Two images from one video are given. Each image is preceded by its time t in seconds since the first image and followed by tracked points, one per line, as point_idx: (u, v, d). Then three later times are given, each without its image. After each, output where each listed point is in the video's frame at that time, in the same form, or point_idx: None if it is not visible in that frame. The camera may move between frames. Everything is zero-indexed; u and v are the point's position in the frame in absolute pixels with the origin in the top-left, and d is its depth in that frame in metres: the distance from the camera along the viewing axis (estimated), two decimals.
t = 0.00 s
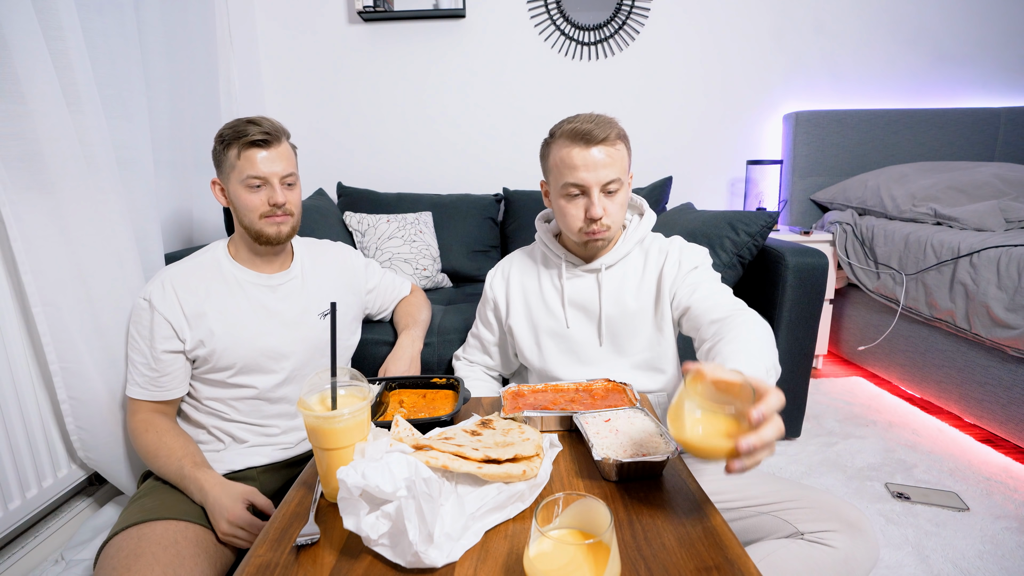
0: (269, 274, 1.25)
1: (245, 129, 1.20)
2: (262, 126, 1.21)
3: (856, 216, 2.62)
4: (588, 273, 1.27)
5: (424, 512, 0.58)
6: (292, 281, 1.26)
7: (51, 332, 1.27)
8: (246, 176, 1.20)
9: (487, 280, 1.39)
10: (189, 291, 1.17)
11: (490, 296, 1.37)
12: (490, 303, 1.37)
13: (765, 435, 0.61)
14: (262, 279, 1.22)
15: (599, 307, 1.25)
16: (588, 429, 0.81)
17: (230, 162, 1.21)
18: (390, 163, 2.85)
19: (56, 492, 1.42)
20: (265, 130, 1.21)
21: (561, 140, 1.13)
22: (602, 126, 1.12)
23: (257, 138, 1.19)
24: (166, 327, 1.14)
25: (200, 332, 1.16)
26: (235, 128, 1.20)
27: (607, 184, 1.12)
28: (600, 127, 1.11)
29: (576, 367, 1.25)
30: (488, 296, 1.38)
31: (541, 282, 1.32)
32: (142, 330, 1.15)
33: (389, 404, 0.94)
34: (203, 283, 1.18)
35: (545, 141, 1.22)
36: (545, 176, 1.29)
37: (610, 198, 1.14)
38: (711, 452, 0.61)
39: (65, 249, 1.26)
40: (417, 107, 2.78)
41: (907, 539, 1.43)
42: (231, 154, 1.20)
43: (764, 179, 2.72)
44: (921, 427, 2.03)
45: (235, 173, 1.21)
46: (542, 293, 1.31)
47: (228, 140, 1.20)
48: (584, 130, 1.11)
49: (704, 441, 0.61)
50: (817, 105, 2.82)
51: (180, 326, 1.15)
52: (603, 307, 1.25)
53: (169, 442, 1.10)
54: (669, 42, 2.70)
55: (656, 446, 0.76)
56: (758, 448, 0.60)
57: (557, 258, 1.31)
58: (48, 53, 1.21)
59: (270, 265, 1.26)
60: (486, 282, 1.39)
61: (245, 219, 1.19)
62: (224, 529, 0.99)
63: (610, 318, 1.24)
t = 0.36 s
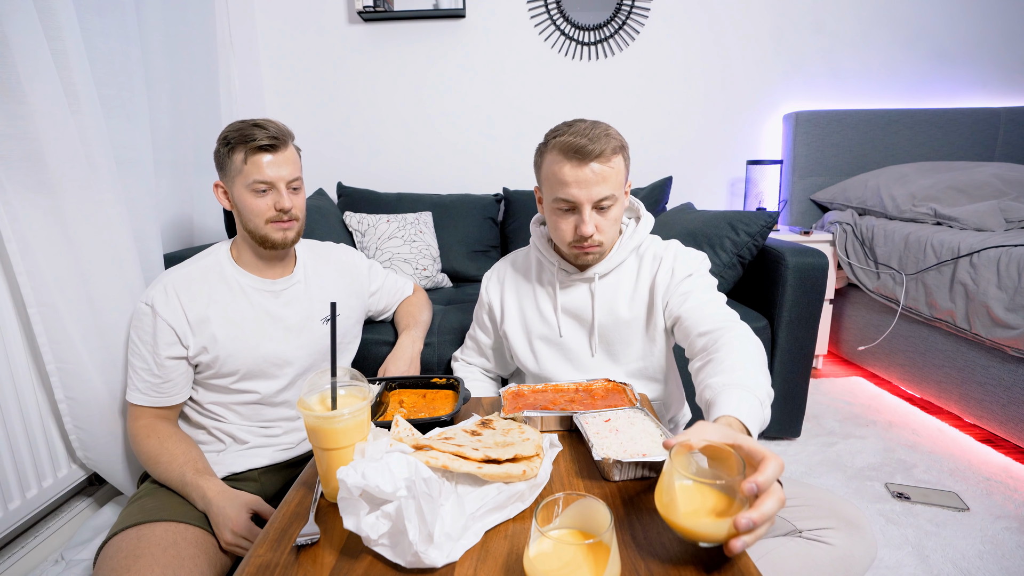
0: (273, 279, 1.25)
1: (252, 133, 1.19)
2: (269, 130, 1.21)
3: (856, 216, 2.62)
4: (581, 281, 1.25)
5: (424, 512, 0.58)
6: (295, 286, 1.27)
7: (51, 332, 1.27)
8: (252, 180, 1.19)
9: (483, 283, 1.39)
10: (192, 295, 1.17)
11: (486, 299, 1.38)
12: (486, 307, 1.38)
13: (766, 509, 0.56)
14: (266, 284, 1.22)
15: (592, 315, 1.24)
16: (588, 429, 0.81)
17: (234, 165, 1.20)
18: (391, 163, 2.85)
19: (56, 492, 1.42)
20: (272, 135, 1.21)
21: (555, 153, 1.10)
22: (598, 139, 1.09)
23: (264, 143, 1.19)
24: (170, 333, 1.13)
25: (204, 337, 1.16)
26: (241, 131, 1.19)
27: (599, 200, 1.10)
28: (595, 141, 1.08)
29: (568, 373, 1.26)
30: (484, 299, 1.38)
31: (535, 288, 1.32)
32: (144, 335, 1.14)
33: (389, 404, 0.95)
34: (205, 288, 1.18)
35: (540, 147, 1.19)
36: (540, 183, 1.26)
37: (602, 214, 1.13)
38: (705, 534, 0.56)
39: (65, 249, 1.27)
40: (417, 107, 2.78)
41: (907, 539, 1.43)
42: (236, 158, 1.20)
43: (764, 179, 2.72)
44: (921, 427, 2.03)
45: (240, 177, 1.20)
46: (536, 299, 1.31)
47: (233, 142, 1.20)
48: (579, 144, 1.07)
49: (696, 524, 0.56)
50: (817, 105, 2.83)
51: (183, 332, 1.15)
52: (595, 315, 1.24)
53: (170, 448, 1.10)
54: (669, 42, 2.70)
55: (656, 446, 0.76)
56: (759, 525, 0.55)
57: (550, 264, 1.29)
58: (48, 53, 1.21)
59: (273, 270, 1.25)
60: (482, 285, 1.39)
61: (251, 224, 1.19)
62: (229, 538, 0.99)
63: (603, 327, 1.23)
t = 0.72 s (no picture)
0: (270, 280, 1.24)
1: (247, 133, 1.19)
2: (264, 130, 1.21)
3: (856, 216, 2.62)
4: (580, 284, 1.25)
5: (424, 512, 0.58)
6: (293, 287, 1.26)
7: (51, 331, 1.27)
8: (248, 181, 1.19)
9: (482, 283, 1.39)
10: (189, 297, 1.16)
11: (486, 299, 1.38)
12: (485, 307, 1.38)
13: (767, 537, 0.55)
14: (262, 286, 1.22)
15: (591, 317, 1.24)
16: (588, 429, 0.81)
17: (230, 165, 1.20)
18: (391, 163, 2.85)
19: (56, 492, 1.42)
20: (268, 135, 1.20)
21: (554, 155, 1.10)
22: (597, 140, 1.09)
23: (259, 143, 1.19)
24: (167, 335, 1.13)
25: (201, 339, 1.16)
26: (237, 131, 1.19)
27: (598, 202, 1.10)
28: (595, 142, 1.08)
29: (567, 375, 1.26)
30: (484, 299, 1.38)
31: (534, 289, 1.31)
32: (141, 337, 1.14)
33: (389, 404, 0.94)
34: (202, 290, 1.18)
35: (540, 148, 1.19)
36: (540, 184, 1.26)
37: (600, 215, 1.13)
38: (707, 566, 0.54)
39: (65, 249, 1.26)
40: (417, 107, 2.78)
41: (907, 539, 1.43)
42: (232, 158, 1.19)
43: (764, 179, 2.72)
44: (921, 427, 2.03)
45: (237, 178, 1.20)
46: (535, 300, 1.30)
47: (229, 142, 1.19)
48: (578, 145, 1.07)
49: (697, 556, 0.54)
50: (816, 105, 2.83)
51: (180, 334, 1.15)
52: (594, 317, 1.24)
53: (169, 448, 1.10)
54: (669, 42, 2.70)
55: (655, 446, 0.76)
56: (761, 555, 0.54)
57: (549, 266, 1.28)
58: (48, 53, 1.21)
59: (270, 271, 1.25)
60: (482, 286, 1.40)
61: (247, 224, 1.19)
62: (229, 538, 0.98)
63: (601, 329, 1.23)
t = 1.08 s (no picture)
0: (267, 283, 1.24)
1: (245, 133, 1.19)
2: (262, 130, 1.21)
3: (856, 216, 2.62)
4: (581, 283, 1.25)
5: (424, 512, 0.58)
6: (291, 289, 1.26)
7: (51, 331, 1.27)
8: (247, 181, 1.19)
9: (483, 283, 1.39)
10: (186, 299, 1.16)
11: (486, 299, 1.38)
12: (486, 307, 1.38)
13: (762, 539, 0.55)
14: (260, 288, 1.22)
15: (591, 317, 1.24)
16: (588, 429, 0.81)
17: (228, 166, 1.20)
18: (391, 163, 2.85)
19: (56, 492, 1.42)
20: (266, 135, 1.21)
21: (552, 153, 1.10)
22: (596, 138, 1.09)
23: (258, 143, 1.19)
24: (164, 337, 1.14)
25: (198, 341, 1.16)
26: (234, 131, 1.19)
27: (597, 200, 1.10)
28: (593, 140, 1.08)
29: (567, 375, 1.26)
30: (484, 299, 1.38)
31: (535, 289, 1.31)
32: (138, 339, 1.14)
33: (389, 404, 0.95)
34: (200, 291, 1.18)
35: (540, 148, 1.19)
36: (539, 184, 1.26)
37: (600, 214, 1.12)
38: (704, 569, 0.54)
39: (64, 249, 1.26)
40: (417, 106, 2.78)
41: (907, 539, 1.43)
42: (230, 159, 1.19)
43: (764, 179, 2.72)
44: (921, 427, 2.03)
45: (235, 178, 1.20)
46: (536, 300, 1.30)
47: (226, 143, 1.19)
48: (576, 143, 1.07)
49: (692, 559, 0.54)
50: (816, 105, 2.83)
51: (178, 336, 1.15)
52: (595, 318, 1.24)
53: (167, 450, 1.10)
54: (669, 42, 2.70)
55: (655, 446, 0.76)
56: (757, 557, 0.54)
57: (550, 265, 1.28)
58: (48, 53, 1.21)
59: (270, 273, 1.25)
60: (482, 285, 1.39)
61: (247, 224, 1.18)
62: (229, 538, 0.98)
63: (602, 329, 1.23)
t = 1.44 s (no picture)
0: (268, 284, 1.24)
1: (249, 134, 1.19)
2: (266, 131, 1.20)
3: (856, 216, 2.62)
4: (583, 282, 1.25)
5: (424, 512, 0.58)
6: (291, 290, 1.26)
7: (51, 331, 1.27)
8: (251, 182, 1.19)
9: (486, 281, 1.39)
10: (186, 300, 1.16)
11: (488, 297, 1.38)
12: (488, 305, 1.37)
13: (762, 539, 0.55)
14: (261, 289, 1.22)
15: (593, 316, 1.24)
16: (588, 429, 0.81)
17: (232, 166, 1.20)
18: (391, 163, 2.85)
19: (56, 492, 1.42)
20: (270, 136, 1.20)
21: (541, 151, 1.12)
22: (583, 134, 1.09)
23: (262, 145, 1.19)
24: (164, 337, 1.14)
25: (198, 342, 1.16)
26: (239, 132, 1.19)
27: (581, 197, 1.09)
28: (578, 136, 1.08)
29: (568, 373, 1.26)
30: (486, 297, 1.38)
31: (537, 287, 1.31)
32: (139, 340, 1.14)
33: (389, 404, 0.95)
34: (200, 292, 1.18)
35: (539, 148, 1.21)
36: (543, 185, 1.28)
37: (587, 211, 1.11)
38: (702, 570, 0.54)
39: (64, 249, 1.26)
40: (417, 106, 2.78)
41: (907, 539, 1.43)
42: (234, 160, 1.19)
43: (764, 179, 2.72)
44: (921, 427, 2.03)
45: (239, 179, 1.20)
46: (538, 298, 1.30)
47: (231, 143, 1.19)
48: (562, 140, 1.08)
49: (691, 559, 0.54)
50: (816, 105, 2.83)
51: (179, 337, 1.15)
52: (597, 317, 1.24)
53: (167, 451, 1.10)
54: (669, 42, 2.70)
55: (656, 446, 0.76)
56: (756, 557, 0.54)
57: (552, 264, 1.28)
58: (48, 53, 1.21)
59: (271, 274, 1.25)
60: (484, 283, 1.39)
61: (250, 226, 1.18)
62: (229, 538, 0.98)
63: (603, 328, 1.23)
